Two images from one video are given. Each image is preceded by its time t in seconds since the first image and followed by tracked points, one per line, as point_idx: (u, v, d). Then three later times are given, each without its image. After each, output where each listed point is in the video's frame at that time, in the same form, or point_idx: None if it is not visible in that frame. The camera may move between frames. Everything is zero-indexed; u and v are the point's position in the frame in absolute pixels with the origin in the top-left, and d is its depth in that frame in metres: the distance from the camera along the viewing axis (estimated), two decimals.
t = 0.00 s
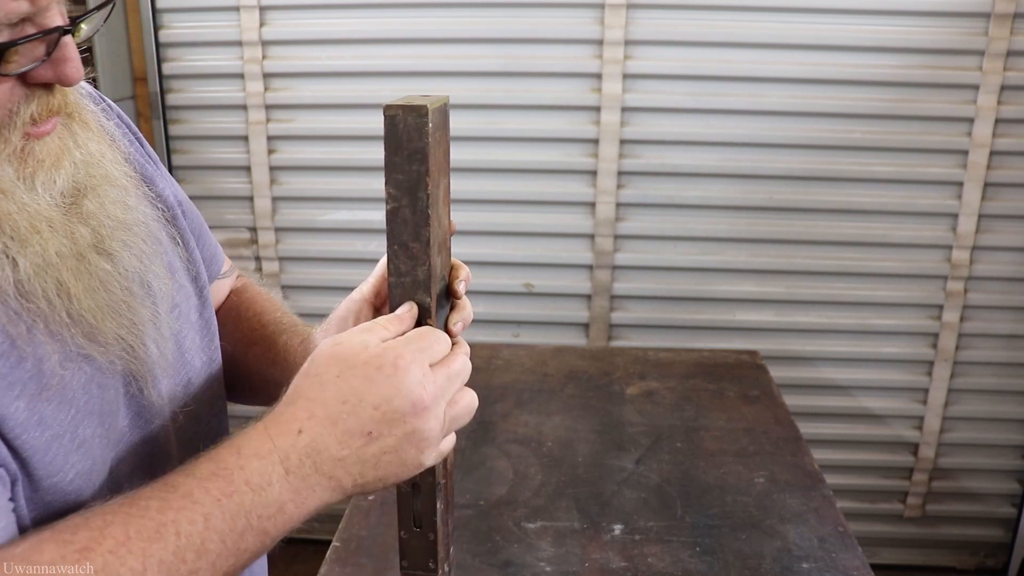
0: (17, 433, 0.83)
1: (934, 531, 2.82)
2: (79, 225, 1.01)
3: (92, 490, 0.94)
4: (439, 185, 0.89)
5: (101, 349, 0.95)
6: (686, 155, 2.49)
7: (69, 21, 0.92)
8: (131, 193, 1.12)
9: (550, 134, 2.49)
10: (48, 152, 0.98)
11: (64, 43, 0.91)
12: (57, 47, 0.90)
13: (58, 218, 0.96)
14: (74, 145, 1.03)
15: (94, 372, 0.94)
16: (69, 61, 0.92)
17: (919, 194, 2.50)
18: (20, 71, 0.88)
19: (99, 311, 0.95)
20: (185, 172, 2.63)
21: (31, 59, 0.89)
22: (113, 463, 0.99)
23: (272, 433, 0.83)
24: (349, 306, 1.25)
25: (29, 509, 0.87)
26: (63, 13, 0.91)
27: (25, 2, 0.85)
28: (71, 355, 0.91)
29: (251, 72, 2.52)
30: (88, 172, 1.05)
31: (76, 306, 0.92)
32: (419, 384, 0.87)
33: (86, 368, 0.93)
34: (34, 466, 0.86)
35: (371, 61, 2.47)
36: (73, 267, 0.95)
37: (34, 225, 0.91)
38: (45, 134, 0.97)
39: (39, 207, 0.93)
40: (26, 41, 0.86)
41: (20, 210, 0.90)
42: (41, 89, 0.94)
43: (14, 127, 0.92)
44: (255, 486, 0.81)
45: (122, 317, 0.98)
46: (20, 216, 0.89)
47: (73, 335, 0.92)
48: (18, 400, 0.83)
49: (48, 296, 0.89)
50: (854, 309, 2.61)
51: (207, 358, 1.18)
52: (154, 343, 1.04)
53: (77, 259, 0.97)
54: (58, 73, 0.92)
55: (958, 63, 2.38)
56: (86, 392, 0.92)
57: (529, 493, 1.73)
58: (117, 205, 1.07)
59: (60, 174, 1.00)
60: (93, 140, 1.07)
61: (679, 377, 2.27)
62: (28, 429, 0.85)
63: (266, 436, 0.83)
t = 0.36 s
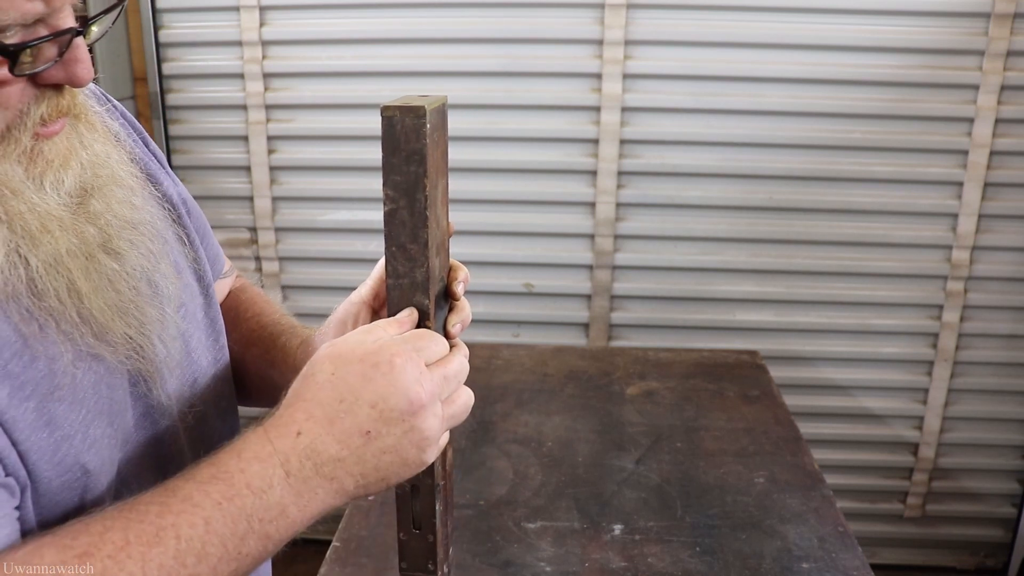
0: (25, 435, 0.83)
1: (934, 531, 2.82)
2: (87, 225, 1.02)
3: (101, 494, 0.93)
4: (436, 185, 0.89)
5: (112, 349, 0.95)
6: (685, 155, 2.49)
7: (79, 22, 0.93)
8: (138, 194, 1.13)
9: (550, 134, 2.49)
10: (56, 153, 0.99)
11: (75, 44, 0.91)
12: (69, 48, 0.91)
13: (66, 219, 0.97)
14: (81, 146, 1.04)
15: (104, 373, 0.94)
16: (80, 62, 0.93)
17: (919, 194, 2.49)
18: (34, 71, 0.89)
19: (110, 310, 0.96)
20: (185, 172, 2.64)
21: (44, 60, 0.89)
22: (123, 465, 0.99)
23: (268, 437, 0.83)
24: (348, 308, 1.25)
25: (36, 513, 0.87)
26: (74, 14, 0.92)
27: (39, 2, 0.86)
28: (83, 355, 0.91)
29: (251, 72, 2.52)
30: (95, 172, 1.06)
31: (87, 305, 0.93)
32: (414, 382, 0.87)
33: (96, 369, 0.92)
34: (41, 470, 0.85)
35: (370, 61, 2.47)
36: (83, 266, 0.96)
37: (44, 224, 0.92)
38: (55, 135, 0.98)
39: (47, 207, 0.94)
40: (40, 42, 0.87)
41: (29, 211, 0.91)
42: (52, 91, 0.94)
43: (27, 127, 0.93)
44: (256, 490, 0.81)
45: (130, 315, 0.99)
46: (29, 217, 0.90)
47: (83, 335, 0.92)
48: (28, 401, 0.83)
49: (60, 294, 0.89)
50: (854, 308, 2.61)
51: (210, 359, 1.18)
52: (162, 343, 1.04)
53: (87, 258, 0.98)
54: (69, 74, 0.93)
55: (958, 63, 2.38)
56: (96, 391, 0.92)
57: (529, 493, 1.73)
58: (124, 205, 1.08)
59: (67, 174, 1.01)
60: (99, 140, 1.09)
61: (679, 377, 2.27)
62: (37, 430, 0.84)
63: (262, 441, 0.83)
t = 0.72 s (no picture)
0: (15, 454, 0.82)
1: (933, 531, 2.82)
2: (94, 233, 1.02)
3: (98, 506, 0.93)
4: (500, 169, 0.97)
5: (111, 361, 0.95)
6: (685, 155, 2.49)
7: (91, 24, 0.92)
8: (144, 201, 1.13)
9: (550, 134, 2.49)
10: (66, 157, 0.98)
11: (86, 48, 0.91)
12: (79, 51, 0.91)
13: (72, 228, 0.98)
14: (92, 151, 1.04)
15: (104, 387, 0.93)
16: (92, 65, 0.93)
17: (919, 194, 2.49)
18: (45, 74, 0.88)
19: (112, 322, 0.97)
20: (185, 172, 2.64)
21: (55, 63, 0.89)
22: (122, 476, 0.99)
23: (220, 490, 0.73)
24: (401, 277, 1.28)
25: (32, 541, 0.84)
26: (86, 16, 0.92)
27: (52, 5, 0.85)
28: (89, 367, 0.93)
29: (251, 72, 2.52)
30: (104, 179, 1.06)
31: (89, 318, 0.94)
32: (392, 448, 0.77)
33: (97, 382, 0.93)
34: (36, 489, 0.83)
35: (371, 61, 2.47)
36: (87, 276, 0.96)
37: (47, 234, 0.92)
38: (65, 139, 0.98)
39: (55, 216, 0.94)
40: (51, 46, 0.86)
41: (35, 219, 0.91)
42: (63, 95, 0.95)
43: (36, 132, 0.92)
44: (195, 563, 0.70)
45: (128, 325, 0.99)
46: (34, 225, 0.91)
47: (82, 347, 0.92)
48: (15, 421, 0.82)
49: (61, 307, 0.90)
50: (854, 308, 2.61)
51: (213, 361, 1.18)
52: (165, 356, 1.04)
53: (90, 266, 0.98)
54: (79, 76, 0.92)
55: (958, 63, 2.38)
56: (98, 404, 0.92)
57: (529, 493, 1.73)
58: (129, 213, 1.08)
59: (77, 180, 1.00)
60: (109, 145, 1.09)
61: (679, 377, 2.27)
62: (24, 450, 0.83)
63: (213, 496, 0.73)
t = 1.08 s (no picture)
0: (60, 467, 0.84)
1: (933, 531, 2.82)
2: (99, 246, 1.03)
3: (130, 519, 0.94)
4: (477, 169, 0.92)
5: (125, 373, 0.97)
6: (685, 155, 2.49)
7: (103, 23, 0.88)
8: (160, 214, 1.14)
9: (550, 134, 2.49)
10: (78, 164, 0.97)
11: (98, 48, 0.87)
12: (91, 52, 0.87)
13: (79, 238, 0.97)
14: (106, 160, 1.03)
15: (124, 400, 0.95)
16: (104, 67, 0.89)
17: (919, 194, 2.49)
18: (50, 73, 0.84)
19: (123, 334, 0.98)
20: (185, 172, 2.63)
21: (63, 63, 0.85)
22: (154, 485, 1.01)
23: (262, 569, 0.77)
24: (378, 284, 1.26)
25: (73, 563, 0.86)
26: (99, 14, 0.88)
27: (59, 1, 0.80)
28: (102, 382, 0.93)
29: (251, 72, 2.52)
30: (121, 191, 1.08)
31: (98, 330, 0.95)
32: (430, 537, 0.82)
33: (115, 397, 0.94)
34: (80, 500, 0.86)
35: (371, 61, 2.47)
36: (95, 289, 0.97)
37: (50, 240, 0.90)
38: (77, 145, 0.96)
39: (61, 225, 0.93)
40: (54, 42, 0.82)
41: (40, 224, 0.90)
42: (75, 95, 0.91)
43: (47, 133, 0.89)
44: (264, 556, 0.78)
45: (139, 338, 1.01)
46: (41, 232, 0.89)
47: (97, 359, 0.94)
48: (59, 433, 0.85)
49: (67, 319, 0.90)
50: (854, 308, 2.61)
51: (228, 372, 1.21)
52: (179, 369, 1.06)
53: (97, 279, 0.99)
54: (90, 78, 0.88)
55: (958, 63, 2.38)
56: (118, 416, 0.94)
57: (529, 493, 1.73)
58: (143, 226, 1.09)
59: (87, 187, 0.99)
60: (125, 154, 1.09)
61: (679, 377, 2.27)
62: (70, 460, 0.86)
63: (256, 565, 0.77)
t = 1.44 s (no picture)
0: (80, 483, 0.92)
1: (933, 531, 2.82)
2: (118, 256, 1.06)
3: (144, 521, 1.03)
4: (444, 177, 0.88)
5: (143, 386, 1.02)
6: (685, 155, 2.49)
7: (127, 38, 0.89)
8: (182, 222, 1.18)
9: (550, 134, 2.49)
10: (104, 176, 0.97)
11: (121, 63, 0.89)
12: (114, 67, 0.89)
13: (101, 251, 1.00)
14: (134, 170, 1.04)
15: (137, 413, 1.02)
16: (127, 81, 0.91)
17: (919, 194, 2.49)
18: (76, 91, 0.86)
19: (141, 347, 1.03)
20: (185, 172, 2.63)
21: (88, 78, 0.87)
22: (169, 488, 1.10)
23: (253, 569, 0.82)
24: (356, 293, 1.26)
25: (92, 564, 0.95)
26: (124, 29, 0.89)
27: (82, 18, 0.81)
28: (116, 395, 0.99)
29: (251, 72, 2.52)
30: (146, 201, 1.09)
31: (117, 343, 0.99)
32: (412, 545, 0.85)
33: (128, 411, 1.00)
34: (98, 514, 0.95)
35: (371, 61, 2.47)
36: (118, 301, 1.01)
37: (72, 255, 0.93)
38: (103, 156, 0.97)
39: (83, 236, 0.96)
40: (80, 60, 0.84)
41: (62, 238, 0.92)
42: (99, 111, 0.93)
43: (70, 146, 0.91)
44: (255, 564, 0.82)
45: (157, 349, 1.07)
46: (65, 247, 0.92)
47: (119, 373, 1.00)
48: (82, 450, 0.92)
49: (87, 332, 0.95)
50: (854, 308, 2.61)
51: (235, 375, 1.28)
52: (187, 380, 1.12)
53: (121, 291, 1.03)
54: (114, 93, 0.91)
55: (958, 63, 2.38)
56: (130, 428, 1.00)
57: (529, 493, 1.73)
58: (164, 234, 1.13)
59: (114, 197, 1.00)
60: (154, 162, 1.10)
61: (680, 377, 2.27)
62: (91, 476, 0.94)
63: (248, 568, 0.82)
